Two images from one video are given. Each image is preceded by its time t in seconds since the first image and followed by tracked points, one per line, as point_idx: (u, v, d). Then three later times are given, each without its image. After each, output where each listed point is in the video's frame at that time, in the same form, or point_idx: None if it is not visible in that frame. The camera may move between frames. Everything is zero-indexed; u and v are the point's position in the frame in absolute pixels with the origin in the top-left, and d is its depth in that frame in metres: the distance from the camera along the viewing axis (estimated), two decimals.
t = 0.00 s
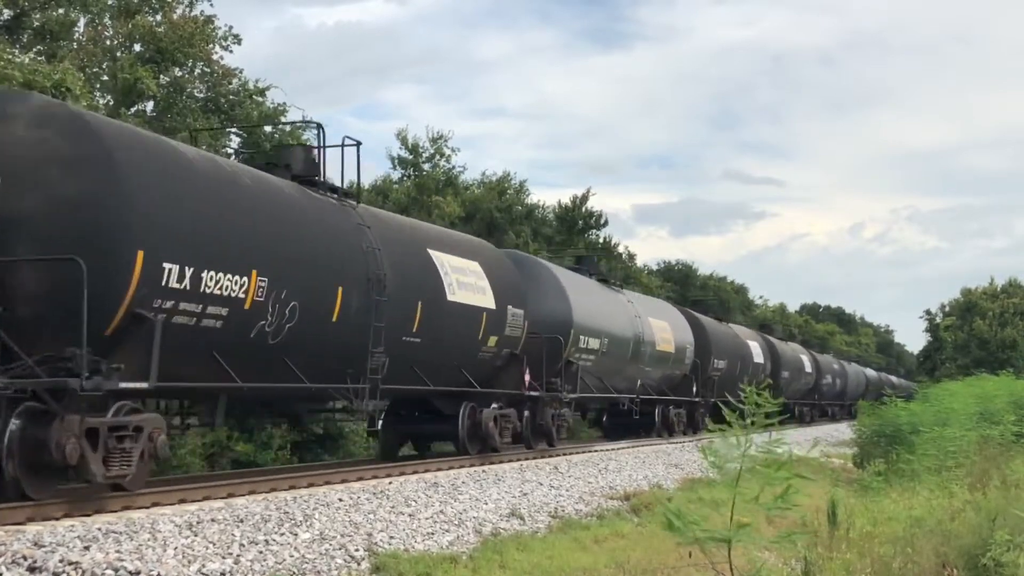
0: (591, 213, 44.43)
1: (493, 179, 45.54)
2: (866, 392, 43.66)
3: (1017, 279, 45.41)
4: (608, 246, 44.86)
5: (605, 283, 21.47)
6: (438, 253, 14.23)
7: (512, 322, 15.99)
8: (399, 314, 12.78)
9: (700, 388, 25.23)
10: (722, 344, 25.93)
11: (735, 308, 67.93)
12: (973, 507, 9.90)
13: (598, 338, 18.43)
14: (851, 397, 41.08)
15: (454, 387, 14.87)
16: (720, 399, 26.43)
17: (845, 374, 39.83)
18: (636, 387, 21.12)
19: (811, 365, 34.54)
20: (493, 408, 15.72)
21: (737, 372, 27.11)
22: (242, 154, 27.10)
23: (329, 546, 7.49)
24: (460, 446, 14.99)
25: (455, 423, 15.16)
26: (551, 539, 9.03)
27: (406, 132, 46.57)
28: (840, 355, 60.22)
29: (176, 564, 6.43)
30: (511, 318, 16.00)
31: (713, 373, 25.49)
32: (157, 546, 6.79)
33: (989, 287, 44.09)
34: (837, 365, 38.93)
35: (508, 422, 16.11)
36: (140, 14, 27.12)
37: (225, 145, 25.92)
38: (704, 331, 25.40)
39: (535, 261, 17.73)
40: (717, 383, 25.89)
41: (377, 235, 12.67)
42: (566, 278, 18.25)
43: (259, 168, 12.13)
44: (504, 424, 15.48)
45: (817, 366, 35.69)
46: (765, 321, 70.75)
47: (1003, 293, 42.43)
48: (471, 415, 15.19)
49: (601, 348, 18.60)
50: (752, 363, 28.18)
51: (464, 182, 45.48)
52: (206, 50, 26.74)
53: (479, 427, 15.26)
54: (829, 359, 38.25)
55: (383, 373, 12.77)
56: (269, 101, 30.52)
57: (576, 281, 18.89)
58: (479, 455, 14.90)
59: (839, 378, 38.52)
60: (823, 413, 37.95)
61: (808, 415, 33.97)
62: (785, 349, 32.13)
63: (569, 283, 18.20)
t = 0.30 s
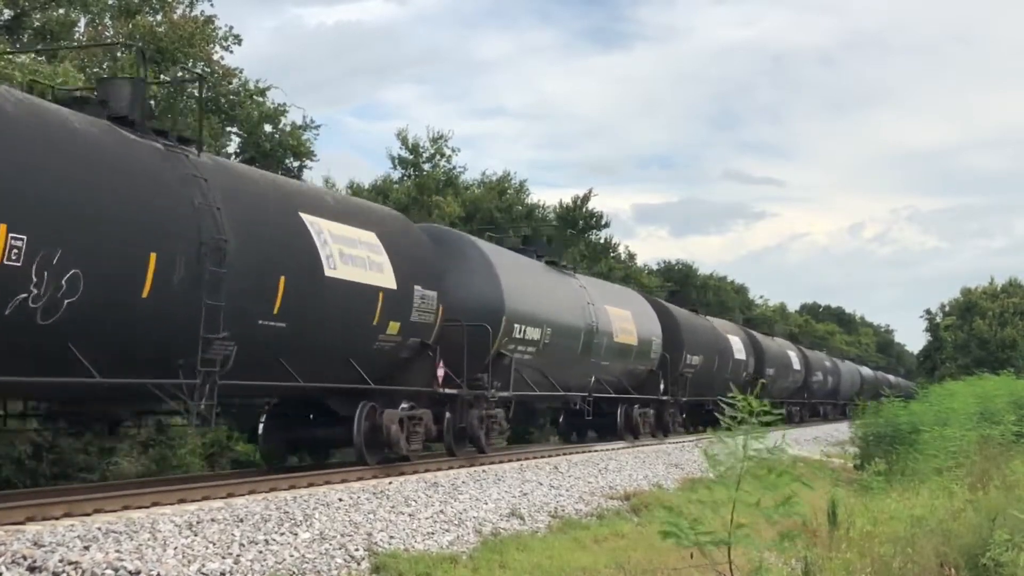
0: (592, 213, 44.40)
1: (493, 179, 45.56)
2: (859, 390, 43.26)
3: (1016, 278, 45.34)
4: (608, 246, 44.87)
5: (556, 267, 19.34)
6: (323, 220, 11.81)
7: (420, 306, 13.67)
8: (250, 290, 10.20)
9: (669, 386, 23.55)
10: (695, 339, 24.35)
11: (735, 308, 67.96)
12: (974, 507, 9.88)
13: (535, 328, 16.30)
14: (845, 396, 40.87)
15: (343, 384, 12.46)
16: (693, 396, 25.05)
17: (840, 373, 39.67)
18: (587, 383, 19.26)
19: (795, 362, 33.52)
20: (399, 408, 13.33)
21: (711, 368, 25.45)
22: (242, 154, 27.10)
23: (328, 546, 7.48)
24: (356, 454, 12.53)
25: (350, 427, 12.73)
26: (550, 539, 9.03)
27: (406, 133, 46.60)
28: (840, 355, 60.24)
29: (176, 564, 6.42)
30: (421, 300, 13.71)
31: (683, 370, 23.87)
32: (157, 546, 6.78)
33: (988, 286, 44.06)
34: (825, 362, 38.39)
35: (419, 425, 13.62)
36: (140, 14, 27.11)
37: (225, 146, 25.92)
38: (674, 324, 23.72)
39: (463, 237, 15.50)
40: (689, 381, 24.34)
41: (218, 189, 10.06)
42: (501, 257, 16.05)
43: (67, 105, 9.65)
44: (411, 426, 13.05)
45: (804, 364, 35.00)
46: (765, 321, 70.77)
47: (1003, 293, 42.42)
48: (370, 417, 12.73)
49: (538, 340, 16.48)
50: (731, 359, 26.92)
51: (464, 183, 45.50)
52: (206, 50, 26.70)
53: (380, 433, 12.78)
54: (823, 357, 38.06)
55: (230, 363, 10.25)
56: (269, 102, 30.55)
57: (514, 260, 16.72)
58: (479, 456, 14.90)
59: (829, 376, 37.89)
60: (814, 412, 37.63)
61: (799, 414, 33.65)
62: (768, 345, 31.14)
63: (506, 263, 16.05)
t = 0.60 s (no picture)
0: (592, 214, 44.30)
1: (494, 179, 45.58)
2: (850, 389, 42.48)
3: (1016, 278, 45.34)
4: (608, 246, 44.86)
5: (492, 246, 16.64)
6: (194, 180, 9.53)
7: (282, 282, 10.53)
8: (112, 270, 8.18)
9: (634, 382, 21.32)
10: (666, 332, 22.19)
11: (735, 309, 68.02)
12: (974, 507, 9.88)
13: (451, 313, 13.59)
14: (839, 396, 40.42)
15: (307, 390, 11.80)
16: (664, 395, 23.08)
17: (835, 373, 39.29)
18: (526, 379, 16.69)
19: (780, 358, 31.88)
20: (264, 410, 10.66)
21: (682, 365, 23.26)
22: (242, 155, 27.09)
23: (329, 546, 7.50)
24: (197, 467, 9.87)
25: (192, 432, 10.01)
26: (550, 539, 9.04)
27: (406, 133, 46.64)
28: (840, 355, 60.27)
29: (176, 565, 6.43)
30: (287, 275, 10.62)
31: (651, 367, 21.62)
32: (158, 546, 6.80)
33: (988, 286, 44.09)
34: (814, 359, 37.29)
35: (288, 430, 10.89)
36: (140, 14, 27.09)
37: (225, 146, 25.90)
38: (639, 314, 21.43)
39: (358, 201, 12.68)
40: (657, 378, 22.19)
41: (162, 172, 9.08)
42: (408, 228, 13.27)
43: None
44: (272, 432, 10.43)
45: (791, 360, 33.60)
46: (766, 321, 70.79)
47: (1003, 293, 42.44)
48: (217, 422, 9.99)
49: (456, 328, 13.77)
50: (708, 354, 25.03)
51: (464, 183, 45.52)
52: (206, 51, 26.69)
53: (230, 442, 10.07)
54: (816, 356, 37.61)
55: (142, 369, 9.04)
56: (270, 102, 30.58)
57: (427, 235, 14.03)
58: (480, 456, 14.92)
59: (818, 373, 36.63)
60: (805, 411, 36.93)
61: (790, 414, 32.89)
62: (753, 340, 29.62)
63: (415, 235, 13.33)
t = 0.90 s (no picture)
0: (592, 215, 44.17)
1: (494, 179, 45.56)
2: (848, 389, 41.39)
3: (1016, 278, 45.30)
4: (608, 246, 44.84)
5: (402, 215, 14.06)
6: None
7: (55, 244, 7.69)
8: None
9: (586, 379, 18.86)
10: (625, 323, 19.82)
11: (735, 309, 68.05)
12: (975, 507, 9.87)
13: (333, 292, 11.10)
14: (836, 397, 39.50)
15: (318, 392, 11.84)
16: (624, 393, 20.83)
17: (832, 371, 38.54)
18: (445, 375, 14.20)
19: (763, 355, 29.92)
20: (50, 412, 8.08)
21: (646, 360, 21.06)
22: (242, 154, 27.09)
23: (328, 546, 7.49)
24: None
25: None
26: (550, 539, 9.03)
27: (406, 133, 46.66)
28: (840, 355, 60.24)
29: (176, 565, 6.43)
30: (63, 233, 7.77)
31: (608, 362, 19.22)
32: (158, 546, 6.79)
33: (989, 286, 44.07)
34: (806, 355, 35.70)
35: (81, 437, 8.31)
36: (140, 14, 27.07)
37: (225, 146, 25.88)
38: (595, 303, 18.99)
39: (200, 150, 10.06)
40: (614, 375, 19.81)
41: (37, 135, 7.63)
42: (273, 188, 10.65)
43: None
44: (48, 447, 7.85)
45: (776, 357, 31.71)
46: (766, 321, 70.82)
47: (1003, 293, 42.45)
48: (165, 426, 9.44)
49: (340, 311, 11.30)
50: (678, 350, 22.95)
51: (464, 183, 45.52)
52: (206, 51, 26.67)
53: None
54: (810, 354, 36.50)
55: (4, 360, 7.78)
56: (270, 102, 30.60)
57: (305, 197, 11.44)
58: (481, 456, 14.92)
59: (809, 371, 34.92)
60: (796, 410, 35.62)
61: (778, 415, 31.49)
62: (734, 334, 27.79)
63: (283, 197, 10.72)
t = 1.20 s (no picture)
0: (592, 214, 44.16)
1: (494, 179, 45.57)
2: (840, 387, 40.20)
3: (1016, 279, 45.30)
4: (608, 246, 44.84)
5: (271, 171, 11.79)
6: None
7: None
8: None
9: (525, 375, 16.76)
10: (574, 313, 17.74)
11: (735, 309, 68.09)
12: (975, 507, 9.87)
13: (137, 263, 8.59)
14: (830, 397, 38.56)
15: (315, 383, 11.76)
16: (575, 390, 18.95)
17: (826, 369, 37.81)
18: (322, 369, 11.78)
19: (742, 351, 28.25)
20: None
21: (602, 354, 19.19)
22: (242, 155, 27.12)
23: (328, 546, 7.49)
24: None
25: None
26: (550, 539, 9.04)
27: (406, 134, 46.71)
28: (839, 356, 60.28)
29: (175, 565, 6.43)
30: None
31: (553, 356, 17.18)
32: (158, 546, 6.79)
33: (989, 286, 44.09)
34: (793, 352, 34.25)
35: None
36: (140, 14, 27.08)
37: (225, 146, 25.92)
38: (537, 289, 16.83)
39: None
40: (561, 371, 17.82)
41: None
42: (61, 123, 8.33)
43: None
44: None
45: (758, 354, 30.10)
46: (766, 321, 70.86)
47: (1003, 293, 42.47)
48: None
49: (153, 284, 8.81)
50: (642, 343, 21.12)
51: (464, 183, 45.54)
52: (206, 51, 26.67)
53: None
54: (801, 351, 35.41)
55: None
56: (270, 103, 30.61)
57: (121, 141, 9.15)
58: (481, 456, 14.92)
59: (795, 369, 33.37)
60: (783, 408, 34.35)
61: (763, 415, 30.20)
62: (711, 328, 26.19)
63: (73, 133, 8.40)
